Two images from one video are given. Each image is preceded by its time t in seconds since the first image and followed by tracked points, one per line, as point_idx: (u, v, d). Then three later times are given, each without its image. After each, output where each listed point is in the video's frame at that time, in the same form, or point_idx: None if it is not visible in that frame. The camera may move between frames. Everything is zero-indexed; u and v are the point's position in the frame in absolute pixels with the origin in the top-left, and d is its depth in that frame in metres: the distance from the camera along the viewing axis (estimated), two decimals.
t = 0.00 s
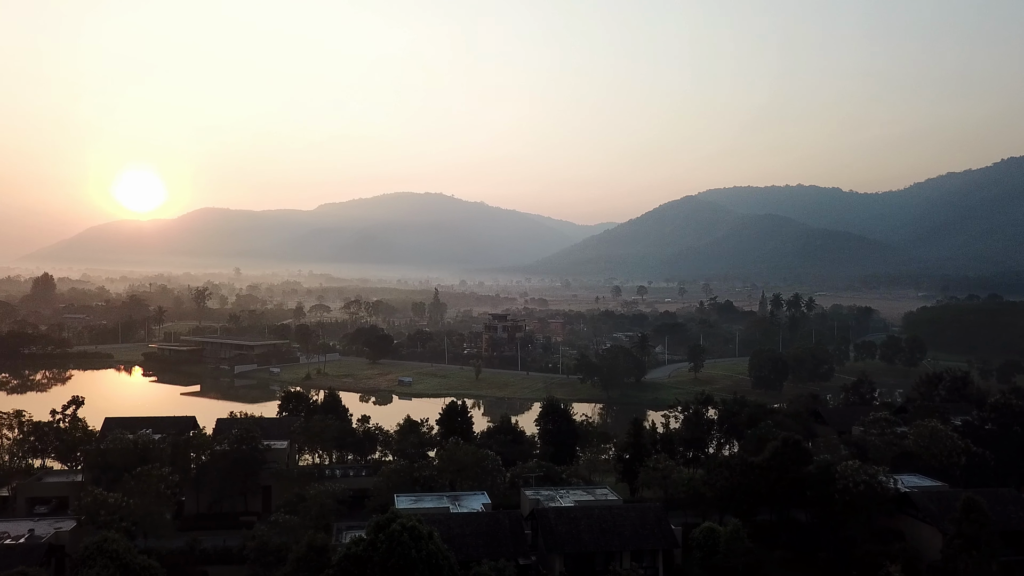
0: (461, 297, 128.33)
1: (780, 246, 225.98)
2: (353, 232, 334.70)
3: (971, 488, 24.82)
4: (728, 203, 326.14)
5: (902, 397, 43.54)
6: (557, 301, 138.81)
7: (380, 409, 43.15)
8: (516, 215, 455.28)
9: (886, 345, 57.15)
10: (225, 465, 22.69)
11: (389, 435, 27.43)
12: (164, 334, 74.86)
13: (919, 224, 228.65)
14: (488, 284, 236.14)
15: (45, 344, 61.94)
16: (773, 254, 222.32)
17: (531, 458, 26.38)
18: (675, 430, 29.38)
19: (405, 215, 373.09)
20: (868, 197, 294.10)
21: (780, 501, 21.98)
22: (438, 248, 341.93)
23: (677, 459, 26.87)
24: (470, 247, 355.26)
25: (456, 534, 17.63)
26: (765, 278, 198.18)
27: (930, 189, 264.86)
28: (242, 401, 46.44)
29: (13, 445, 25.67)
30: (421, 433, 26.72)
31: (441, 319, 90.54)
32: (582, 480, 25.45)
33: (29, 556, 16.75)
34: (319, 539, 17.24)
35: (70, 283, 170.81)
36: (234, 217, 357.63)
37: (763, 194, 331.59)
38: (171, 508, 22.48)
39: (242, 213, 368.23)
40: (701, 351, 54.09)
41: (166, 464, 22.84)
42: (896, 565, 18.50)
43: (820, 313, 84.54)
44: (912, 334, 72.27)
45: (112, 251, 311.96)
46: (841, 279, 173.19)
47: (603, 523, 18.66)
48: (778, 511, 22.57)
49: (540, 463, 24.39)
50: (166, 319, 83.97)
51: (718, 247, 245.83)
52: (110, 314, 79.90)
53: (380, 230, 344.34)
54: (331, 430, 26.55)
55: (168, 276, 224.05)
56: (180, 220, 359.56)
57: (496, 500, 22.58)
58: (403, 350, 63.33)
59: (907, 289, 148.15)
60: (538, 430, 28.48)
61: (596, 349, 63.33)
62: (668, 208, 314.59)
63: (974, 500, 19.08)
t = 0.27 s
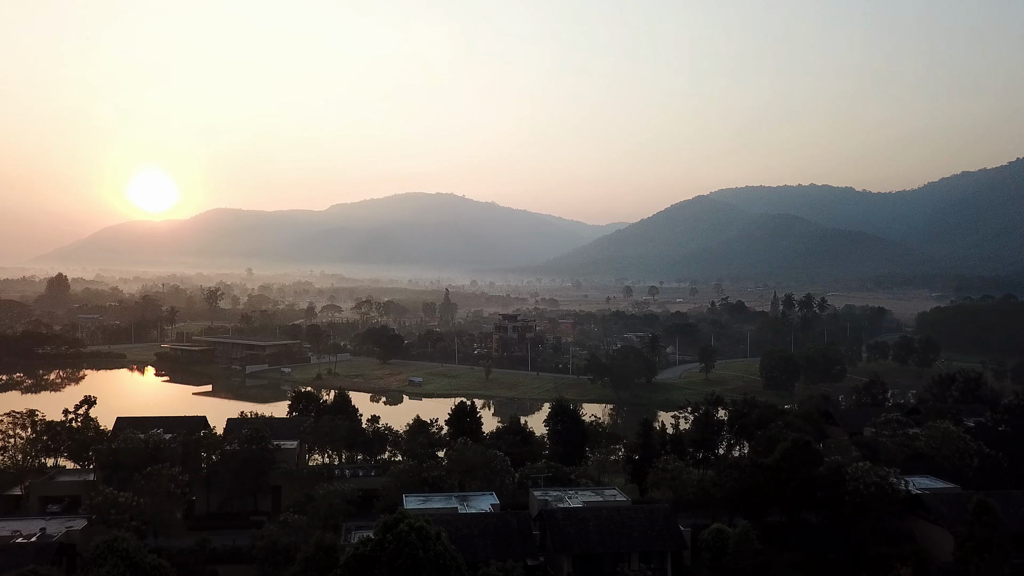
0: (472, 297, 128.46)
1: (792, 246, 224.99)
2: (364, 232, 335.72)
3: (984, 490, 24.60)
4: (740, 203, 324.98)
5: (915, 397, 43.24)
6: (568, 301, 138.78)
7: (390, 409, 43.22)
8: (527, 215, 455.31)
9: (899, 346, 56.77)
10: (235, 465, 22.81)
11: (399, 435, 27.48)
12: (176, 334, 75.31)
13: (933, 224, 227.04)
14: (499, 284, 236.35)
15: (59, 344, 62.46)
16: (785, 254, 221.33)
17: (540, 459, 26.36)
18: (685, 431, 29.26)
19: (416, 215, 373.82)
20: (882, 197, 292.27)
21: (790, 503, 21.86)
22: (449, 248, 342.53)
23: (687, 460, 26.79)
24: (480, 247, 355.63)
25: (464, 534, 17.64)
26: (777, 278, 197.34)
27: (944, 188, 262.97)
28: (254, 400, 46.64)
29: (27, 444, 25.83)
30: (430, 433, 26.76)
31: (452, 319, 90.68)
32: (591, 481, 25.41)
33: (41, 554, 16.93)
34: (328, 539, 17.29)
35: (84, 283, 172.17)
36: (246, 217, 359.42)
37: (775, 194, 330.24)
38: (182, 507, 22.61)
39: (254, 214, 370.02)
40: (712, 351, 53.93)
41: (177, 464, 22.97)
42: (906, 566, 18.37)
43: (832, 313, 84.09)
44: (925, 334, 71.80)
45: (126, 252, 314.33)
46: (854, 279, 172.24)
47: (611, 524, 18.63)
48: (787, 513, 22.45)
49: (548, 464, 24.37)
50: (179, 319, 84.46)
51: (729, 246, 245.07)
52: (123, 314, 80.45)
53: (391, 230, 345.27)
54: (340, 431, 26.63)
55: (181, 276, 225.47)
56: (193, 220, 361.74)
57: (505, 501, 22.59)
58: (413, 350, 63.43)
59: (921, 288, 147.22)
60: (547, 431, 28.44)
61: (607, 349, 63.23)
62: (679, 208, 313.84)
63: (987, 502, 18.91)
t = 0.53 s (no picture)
0: (483, 298, 128.50)
1: (804, 246, 223.96)
2: (375, 232, 336.51)
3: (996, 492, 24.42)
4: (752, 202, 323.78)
5: (928, 399, 42.92)
6: (578, 301, 138.64)
7: (400, 409, 43.29)
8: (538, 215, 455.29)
9: (911, 347, 56.39)
10: (245, 465, 22.89)
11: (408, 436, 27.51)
12: (188, 334, 75.67)
13: (947, 223, 225.48)
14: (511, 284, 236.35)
15: (72, 344, 62.85)
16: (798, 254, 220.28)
17: (548, 459, 26.34)
18: (694, 432, 29.17)
19: (427, 215, 374.33)
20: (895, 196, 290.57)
21: (800, 505, 21.74)
22: (460, 248, 342.90)
23: (696, 461, 26.70)
24: (492, 247, 355.94)
25: (472, 535, 17.64)
26: (789, 278, 196.46)
27: (958, 187, 261.17)
28: (265, 400, 46.79)
29: (39, 443, 25.95)
30: (440, 433, 26.79)
31: (462, 319, 90.76)
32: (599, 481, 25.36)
33: (52, 552, 17.03)
34: (336, 539, 17.33)
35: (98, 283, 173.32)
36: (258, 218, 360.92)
37: (788, 193, 328.78)
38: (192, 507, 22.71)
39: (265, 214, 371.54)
40: (722, 352, 53.76)
41: (188, 463, 23.07)
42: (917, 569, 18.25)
43: (844, 313, 83.63)
44: (938, 334, 71.35)
45: (139, 252, 316.31)
46: (867, 279, 171.33)
47: (619, 525, 18.57)
48: (797, 515, 22.33)
49: (556, 465, 24.36)
50: (190, 319, 84.87)
51: (741, 246, 244.22)
52: (135, 315, 80.90)
53: (402, 231, 346.01)
54: (349, 431, 26.68)
55: (193, 276, 226.86)
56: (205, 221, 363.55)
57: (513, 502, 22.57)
58: (423, 350, 63.52)
59: (934, 288, 146.27)
60: (555, 431, 28.41)
61: (617, 350, 63.12)
62: (691, 208, 313.06)
63: (999, 505, 18.76)
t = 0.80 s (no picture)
0: (494, 298, 128.62)
1: (817, 246, 222.92)
2: (387, 232, 337.42)
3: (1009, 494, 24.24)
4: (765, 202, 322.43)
5: (942, 399, 42.55)
6: (590, 302, 138.56)
7: (411, 409, 43.37)
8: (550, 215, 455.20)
9: (925, 347, 55.96)
10: (255, 465, 23.00)
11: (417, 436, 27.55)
12: (200, 334, 76.12)
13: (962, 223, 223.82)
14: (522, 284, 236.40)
15: (86, 344, 63.33)
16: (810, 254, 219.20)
17: (557, 460, 26.31)
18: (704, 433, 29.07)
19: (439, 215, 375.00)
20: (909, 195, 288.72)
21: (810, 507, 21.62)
22: (472, 248, 343.30)
23: (706, 462, 26.60)
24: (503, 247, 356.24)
25: (480, 536, 17.66)
26: (802, 278, 195.52)
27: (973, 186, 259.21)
28: (276, 400, 47.02)
29: (53, 442, 26.15)
30: (449, 433, 26.81)
31: (473, 319, 90.89)
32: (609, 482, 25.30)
33: (63, 551, 17.16)
34: (344, 539, 17.37)
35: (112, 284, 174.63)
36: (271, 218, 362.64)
37: (801, 193, 327.22)
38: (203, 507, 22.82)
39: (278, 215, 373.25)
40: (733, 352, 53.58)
41: (198, 463, 23.20)
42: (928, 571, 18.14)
43: (857, 314, 83.19)
44: (952, 335, 70.86)
45: (153, 253, 318.52)
46: (881, 279, 170.35)
47: (628, 526, 18.52)
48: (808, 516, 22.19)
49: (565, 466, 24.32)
50: (203, 319, 85.37)
51: (753, 246, 243.29)
52: (149, 315, 81.46)
53: (414, 231, 346.78)
54: (359, 432, 26.72)
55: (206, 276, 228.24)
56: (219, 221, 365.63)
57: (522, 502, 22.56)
58: (434, 350, 63.63)
59: (948, 289, 145.34)
60: (565, 432, 28.36)
61: (628, 350, 63.02)
62: (703, 208, 312.21)
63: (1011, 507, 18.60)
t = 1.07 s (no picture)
0: (505, 298, 128.71)
1: (830, 245, 221.89)
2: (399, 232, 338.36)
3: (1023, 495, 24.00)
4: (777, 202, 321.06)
5: (956, 401, 42.16)
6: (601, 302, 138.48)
7: (421, 409, 43.44)
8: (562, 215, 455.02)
9: (939, 348, 55.51)
10: (266, 464, 23.08)
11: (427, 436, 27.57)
12: (213, 333, 76.55)
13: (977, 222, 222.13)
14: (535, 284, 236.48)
15: (101, 343, 63.82)
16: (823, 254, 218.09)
17: (566, 460, 26.25)
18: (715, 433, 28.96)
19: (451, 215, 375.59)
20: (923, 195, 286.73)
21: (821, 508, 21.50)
22: (484, 248, 343.75)
23: (715, 463, 26.49)
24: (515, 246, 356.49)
25: (489, 536, 17.67)
26: (815, 278, 194.59)
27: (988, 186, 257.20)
28: (288, 400, 47.23)
29: (66, 441, 26.31)
30: (458, 433, 26.81)
31: (484, 319, 90.98)
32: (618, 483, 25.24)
33: (75, 550, 17.29)
34: (353, 539, 17.42)
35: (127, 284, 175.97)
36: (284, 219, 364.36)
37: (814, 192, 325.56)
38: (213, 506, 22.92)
39: (291, 215, 374.90)
40: (745, 353, 53.37)
41: (209, 463, 23.29)
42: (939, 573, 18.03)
43: (870, 313, 82.69)
44: (967, 336, 70.24)
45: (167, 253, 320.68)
46: (895, 279, 169.33)
47: (637, 527, 18.48)
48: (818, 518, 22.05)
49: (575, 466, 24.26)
50: (216, 319, 85.86)
51: (765, 246, 242.38)
52: (162, 315, 82.01)
53: (426, 231, 347.62)
54: (368, 432, 26.76)
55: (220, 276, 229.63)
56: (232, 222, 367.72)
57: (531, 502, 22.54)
58: (445, 350, 63.73)
59: (962, 288, 144.35)
60: (574, 432, 28.31)
61: (639, 350, 62.90)
62: (715, 207, 311.26)
63: None
